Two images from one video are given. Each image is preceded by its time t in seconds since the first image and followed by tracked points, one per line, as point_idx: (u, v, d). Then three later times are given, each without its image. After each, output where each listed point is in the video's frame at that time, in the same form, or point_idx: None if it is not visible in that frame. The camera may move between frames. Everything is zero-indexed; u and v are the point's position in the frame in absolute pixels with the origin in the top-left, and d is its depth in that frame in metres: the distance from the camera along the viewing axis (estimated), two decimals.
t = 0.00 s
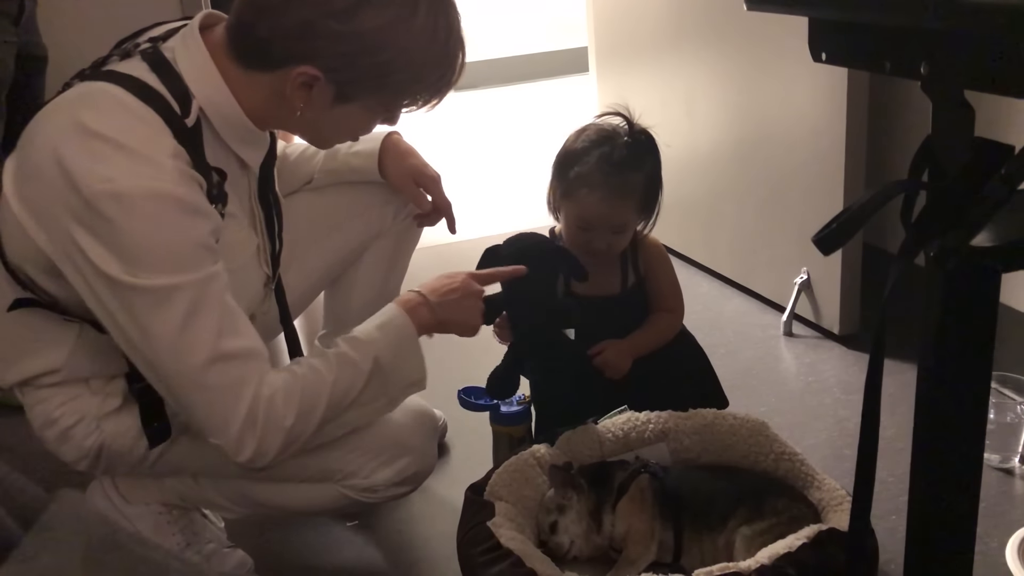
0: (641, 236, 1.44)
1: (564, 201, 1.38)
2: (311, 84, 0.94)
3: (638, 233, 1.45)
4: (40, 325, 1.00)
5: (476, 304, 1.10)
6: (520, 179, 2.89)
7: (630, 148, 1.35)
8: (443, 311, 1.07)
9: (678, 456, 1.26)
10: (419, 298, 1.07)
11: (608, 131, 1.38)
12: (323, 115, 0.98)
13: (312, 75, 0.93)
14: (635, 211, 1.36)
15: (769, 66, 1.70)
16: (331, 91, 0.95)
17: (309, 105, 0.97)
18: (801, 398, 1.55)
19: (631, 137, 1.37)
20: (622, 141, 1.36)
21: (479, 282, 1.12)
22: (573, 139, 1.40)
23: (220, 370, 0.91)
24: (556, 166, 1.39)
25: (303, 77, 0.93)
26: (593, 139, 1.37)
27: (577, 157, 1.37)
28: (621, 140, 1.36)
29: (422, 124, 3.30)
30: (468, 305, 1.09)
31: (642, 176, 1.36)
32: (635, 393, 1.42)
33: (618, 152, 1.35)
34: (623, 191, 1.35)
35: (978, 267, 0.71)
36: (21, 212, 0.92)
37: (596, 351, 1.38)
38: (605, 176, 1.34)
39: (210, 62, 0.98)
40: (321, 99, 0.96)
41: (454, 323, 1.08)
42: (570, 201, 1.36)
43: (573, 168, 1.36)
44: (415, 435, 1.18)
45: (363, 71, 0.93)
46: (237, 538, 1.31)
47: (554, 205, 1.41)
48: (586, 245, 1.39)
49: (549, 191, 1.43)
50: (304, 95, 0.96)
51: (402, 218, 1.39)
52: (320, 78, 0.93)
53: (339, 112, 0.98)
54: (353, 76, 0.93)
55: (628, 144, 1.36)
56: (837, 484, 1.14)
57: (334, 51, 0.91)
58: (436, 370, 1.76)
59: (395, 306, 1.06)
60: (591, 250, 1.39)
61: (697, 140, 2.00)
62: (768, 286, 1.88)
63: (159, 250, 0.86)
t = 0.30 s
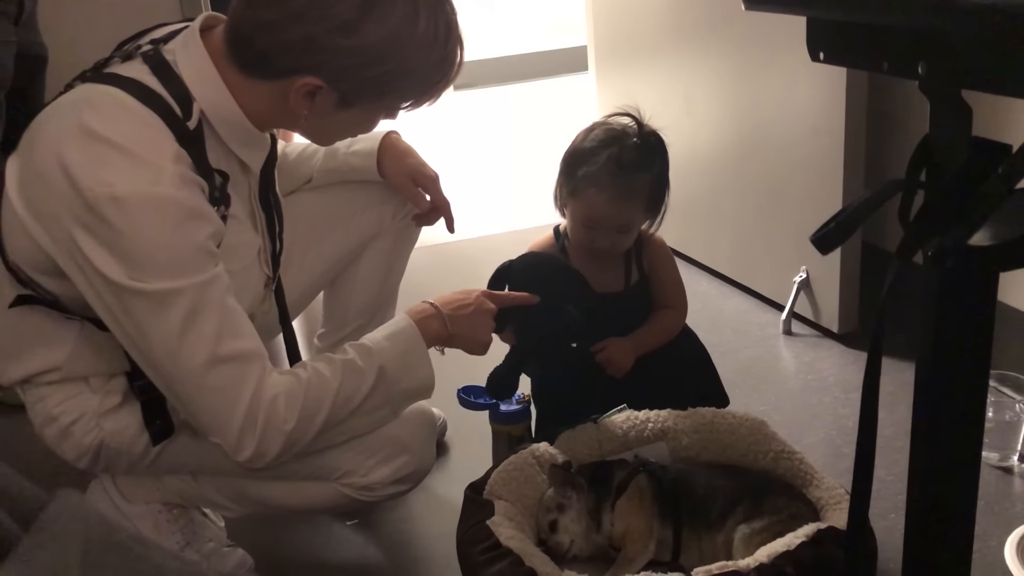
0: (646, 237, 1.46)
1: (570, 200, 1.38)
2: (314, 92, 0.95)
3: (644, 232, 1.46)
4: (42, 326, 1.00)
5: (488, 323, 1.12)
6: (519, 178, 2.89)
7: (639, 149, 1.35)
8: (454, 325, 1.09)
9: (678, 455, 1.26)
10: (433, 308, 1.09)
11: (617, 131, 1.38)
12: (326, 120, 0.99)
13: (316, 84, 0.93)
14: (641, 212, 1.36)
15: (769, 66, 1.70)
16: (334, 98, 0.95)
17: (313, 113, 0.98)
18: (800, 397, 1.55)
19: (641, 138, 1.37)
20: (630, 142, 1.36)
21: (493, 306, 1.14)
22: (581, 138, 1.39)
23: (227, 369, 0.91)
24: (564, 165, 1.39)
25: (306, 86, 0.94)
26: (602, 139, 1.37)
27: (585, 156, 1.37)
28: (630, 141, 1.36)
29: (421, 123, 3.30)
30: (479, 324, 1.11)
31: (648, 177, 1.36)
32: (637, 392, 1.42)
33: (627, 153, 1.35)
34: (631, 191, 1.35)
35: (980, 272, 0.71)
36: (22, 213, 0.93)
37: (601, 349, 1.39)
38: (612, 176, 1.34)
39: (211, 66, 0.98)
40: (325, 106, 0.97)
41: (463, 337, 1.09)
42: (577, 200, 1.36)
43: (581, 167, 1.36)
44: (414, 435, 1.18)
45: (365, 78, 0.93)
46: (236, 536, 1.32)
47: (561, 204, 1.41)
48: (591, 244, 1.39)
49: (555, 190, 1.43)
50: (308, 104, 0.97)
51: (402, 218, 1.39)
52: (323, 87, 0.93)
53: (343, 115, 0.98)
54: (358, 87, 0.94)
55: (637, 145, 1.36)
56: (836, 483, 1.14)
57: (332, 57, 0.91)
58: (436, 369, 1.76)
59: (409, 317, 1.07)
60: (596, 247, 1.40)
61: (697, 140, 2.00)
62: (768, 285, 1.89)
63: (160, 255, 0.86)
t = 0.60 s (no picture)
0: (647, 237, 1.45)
1: (572, 199, 1.37)
2: (315, 91, 0.94)
3: (644, 232, 1.46)
4: (42, 326, 1.00)
5: (482, 324, 1.11)
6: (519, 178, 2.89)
7: (640, 149, 1.35)
8: (449, 325, 1.08)
9: (678, 455, 1.26)
10: (428, 308, 1.08)
11: (619, 131, 1.38)
12: (327, 120, 0.99)
13: (317, 83, 0.93)
14: (643, 212, 1.36)
15: (770, 65, 1.70)
16: (335, 96, 0.95)
17: (314, 110, 0.98)
18: (801, 396, 1.55)
19: (642, 138, 1.37)
20: (633, 142, 1.36)
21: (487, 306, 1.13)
22: (583, 137, 1.39)
23: (223, 370, 0.91)
24: (566, 164, 1.38)
25: (307, 86, 0.93)
26: (603, 138, 1.37)
27: (587, 155, 1.37)
28: (632, 140, 1.36)
29: (421, 122, 3.29)
30: (474, 325, 1.10)
31: (651, 178, 1.35)
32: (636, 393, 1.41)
33: (629, 152, 1.34)
34: (632, 190, 1.34)
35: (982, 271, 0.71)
36: (20, 213, 0.92)
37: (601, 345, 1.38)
38: (615, 176, 1.34)
39: (211, 66, 0.98)
40: (326, 104, 0.96)
41: (459, 339, 1.09)
42: (579, 200, 1.36)
43: (583, 166, 1.36)
44: (414, 437, 1.17)
45: (365, 78, 0.93)
46: (236, 537, 1.31)
47: (563, 203, 1.41)
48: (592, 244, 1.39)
49: (557, 190, 1.42)
50: (308, 102, 0.96)
51: (402, 218, 1.39)
52: (324, 86, 0.93)
53: (344, 114, 0.98)
54: (358, 85, 0.93)
55: (638, 144, 1.35)
56: (837, 484, 1.14)
57: (334, 58, 0.91)
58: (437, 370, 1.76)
59: (405, 317, 1.07)
60: (596, 247, 1.40)
61: (697, 140, 2.00)
62: (769, 285, 1.88)
63: (158, 256, 0.86)
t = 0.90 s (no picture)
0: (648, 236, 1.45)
1: (571, 192, 1.37)
2: (317, 95, 0.94)
3: (646, 230, 1.45)
4: (44, 327, 1.00)
5: (485, 329, 1.12)
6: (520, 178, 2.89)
7: (642, 144, 1.35)
8: (451, 330, 1.08)
9: (679, 456, 1.26)
10: (432, 313, 1.08)
11: (623, 128, 1.39)
12: (329, 123, 0.99)
13: (320, 88, 0.93)
14: (640, 208, 1.35)
15: (771, 64, 1.69)
16: (338, 101, 0.95)
17: (317, 116, 0.97)
18: (803, 397, 1.55)
19: (644, 134, 1.37)
20: (634, 137, 1.36)
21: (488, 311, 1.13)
22: (586, 133, 1.40)
23: (226, 373, 0.91)
24: (568, 157, 1.39)
25: (308, 90, 0.93)
26: (605, 134, 1.37)
27: (587, 148, 1.37)
28: (634, 136, 1.36)
29: (421, 122, 3.29)
30: (477, 330, 1.10)
31: (651, 174, 1.35)
32: (637, 394, 1.41)
33: (630, 147, 1.35)
34: (631, 184, 1.34)
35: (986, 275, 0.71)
36: (21, 215, 0.92)
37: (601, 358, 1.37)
38: (615, 168, 1.34)
39: (214, 67, 0.97)
40: (329, 110, 0.96)
41: (462, 345, 1.09)
42: (578, 191, 1.35)
43: (584, 158, 1.36)
44: (416, 436, 1.17)
45: (368, 81, 0.93)
46: (236, 538, 1.31)
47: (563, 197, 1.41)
48: (589, 239, 1.37)
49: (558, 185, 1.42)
50: (311, 108, 0.96)
51: (402, 218, 1.39)
52: (327, 90, 0.93)
53: (347, 119, 0.97)
54: (360, 89, 0.93)
55: (640, 140, 1.36)
56: (839, 485, 1.14)
57: (336, 62, 0.90)
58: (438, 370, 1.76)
59: (408, 320, 1.07)
60: (591, 242, 1.38)
61: (698, 139, 2.00)
62: (770, 285, 1.88)
63: (162, 258, 0.86)
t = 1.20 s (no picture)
0: (649, 234, 1.43)
1: (573, 194, 1.37)
2: (315, 93, 0.94)
3: (649, 229, 1.43)
4: (43, 329, 1.00)
5: (489, 324, 1.12)
6: (519, 178, 2.89)
7: (643, 144, 1.35)
8: (451, 329, 1.08)
9: (679, 457, 1.25)
10: (433, 313, 1.08)
11: (623, 128, 1.38)
12: (327, 121, 0.99)
13: (317, 85, 0.93)
14: (643, 209, 1.34)
15: (771, 64, 1.69)
16: (335, 98, 0.95)
17: (314, 113, 0.97)
18: (801, 398, 1.55)
19: (644, 134, 1.36)
20: (636, 137, 1.36)
21: (492, 305, 1.13)
22: (586, 135, 1.39)
23: (224, 372, 0.91)
24: (569, 160, 1.38)
25: (306, 88, 0.93)
26: (606, 135, 1.37)
27: (588, 149, 1.37)
28: (635, 136, 1.36)
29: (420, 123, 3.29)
30: (480, 326, 1.11)
31: (653, 173, 1.35)
32: (636, 394, 1.41)
33: (632, 147, 1.34)
34: (634, 184, 1.33)
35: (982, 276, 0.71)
36: (20, 216, 0.92)
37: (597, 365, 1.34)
38: (617, 169, 1.33)
39: (211, 66, 0.97)
40: (326, 107, 0.96)
41: (463, 341, 1.10)
42: (580, 193, 1.35)
43: (585, 159, 1.36)
44: (416, 436, 1.17)
45: (364, 79, 0.93)
46: (235, 539, 1.31)
47: (565, 199, 1.41)
48: (593, 241, 1.37)
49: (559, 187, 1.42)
50: (308, 105, 0.96)
51: (402, 217, 1.38)
52: (324, 88, 0.93)
53: (344, 115, 0.97)
54: (356, 87, 0.93)
55: (641, 140, 1.35)
56: (838, 485, 1.14)
57: (333, 59, 0.90)
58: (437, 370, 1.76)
59: (410, 319, 1.07)
60: (595, 245, 1.38)
61: (696, 139, 2.00)
62: (770, 285, 1.88)
63: (160, 259, 0.86)
